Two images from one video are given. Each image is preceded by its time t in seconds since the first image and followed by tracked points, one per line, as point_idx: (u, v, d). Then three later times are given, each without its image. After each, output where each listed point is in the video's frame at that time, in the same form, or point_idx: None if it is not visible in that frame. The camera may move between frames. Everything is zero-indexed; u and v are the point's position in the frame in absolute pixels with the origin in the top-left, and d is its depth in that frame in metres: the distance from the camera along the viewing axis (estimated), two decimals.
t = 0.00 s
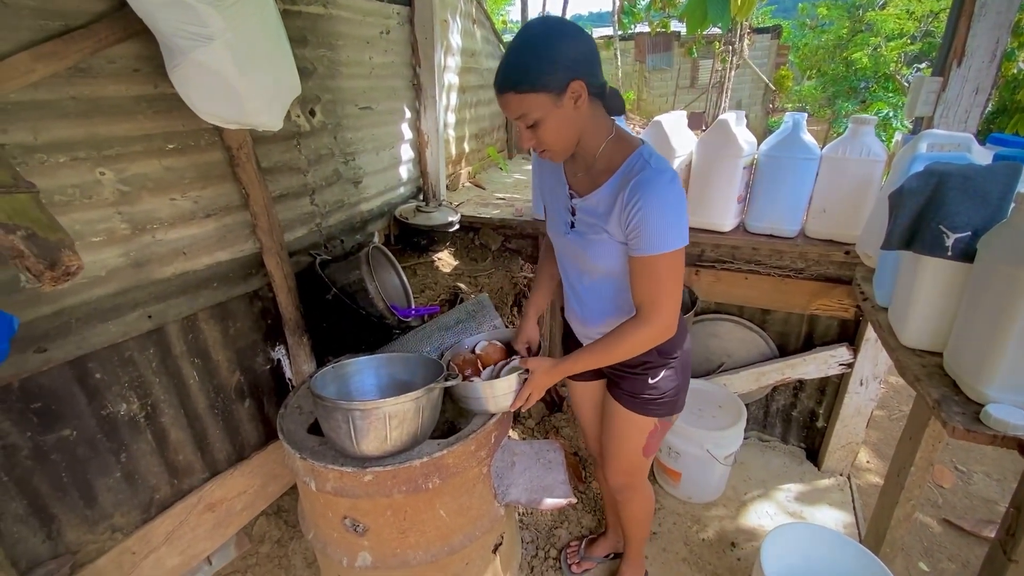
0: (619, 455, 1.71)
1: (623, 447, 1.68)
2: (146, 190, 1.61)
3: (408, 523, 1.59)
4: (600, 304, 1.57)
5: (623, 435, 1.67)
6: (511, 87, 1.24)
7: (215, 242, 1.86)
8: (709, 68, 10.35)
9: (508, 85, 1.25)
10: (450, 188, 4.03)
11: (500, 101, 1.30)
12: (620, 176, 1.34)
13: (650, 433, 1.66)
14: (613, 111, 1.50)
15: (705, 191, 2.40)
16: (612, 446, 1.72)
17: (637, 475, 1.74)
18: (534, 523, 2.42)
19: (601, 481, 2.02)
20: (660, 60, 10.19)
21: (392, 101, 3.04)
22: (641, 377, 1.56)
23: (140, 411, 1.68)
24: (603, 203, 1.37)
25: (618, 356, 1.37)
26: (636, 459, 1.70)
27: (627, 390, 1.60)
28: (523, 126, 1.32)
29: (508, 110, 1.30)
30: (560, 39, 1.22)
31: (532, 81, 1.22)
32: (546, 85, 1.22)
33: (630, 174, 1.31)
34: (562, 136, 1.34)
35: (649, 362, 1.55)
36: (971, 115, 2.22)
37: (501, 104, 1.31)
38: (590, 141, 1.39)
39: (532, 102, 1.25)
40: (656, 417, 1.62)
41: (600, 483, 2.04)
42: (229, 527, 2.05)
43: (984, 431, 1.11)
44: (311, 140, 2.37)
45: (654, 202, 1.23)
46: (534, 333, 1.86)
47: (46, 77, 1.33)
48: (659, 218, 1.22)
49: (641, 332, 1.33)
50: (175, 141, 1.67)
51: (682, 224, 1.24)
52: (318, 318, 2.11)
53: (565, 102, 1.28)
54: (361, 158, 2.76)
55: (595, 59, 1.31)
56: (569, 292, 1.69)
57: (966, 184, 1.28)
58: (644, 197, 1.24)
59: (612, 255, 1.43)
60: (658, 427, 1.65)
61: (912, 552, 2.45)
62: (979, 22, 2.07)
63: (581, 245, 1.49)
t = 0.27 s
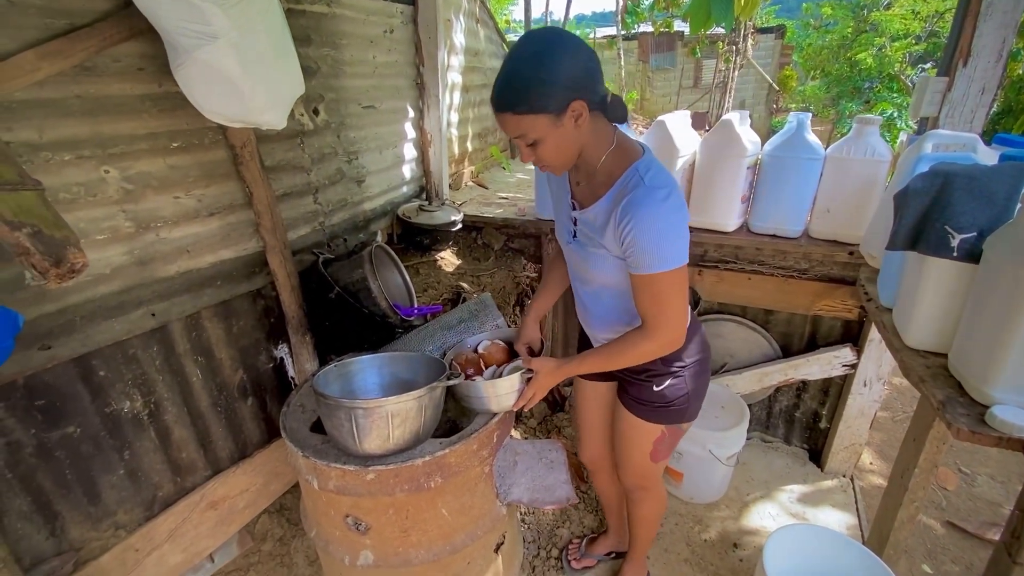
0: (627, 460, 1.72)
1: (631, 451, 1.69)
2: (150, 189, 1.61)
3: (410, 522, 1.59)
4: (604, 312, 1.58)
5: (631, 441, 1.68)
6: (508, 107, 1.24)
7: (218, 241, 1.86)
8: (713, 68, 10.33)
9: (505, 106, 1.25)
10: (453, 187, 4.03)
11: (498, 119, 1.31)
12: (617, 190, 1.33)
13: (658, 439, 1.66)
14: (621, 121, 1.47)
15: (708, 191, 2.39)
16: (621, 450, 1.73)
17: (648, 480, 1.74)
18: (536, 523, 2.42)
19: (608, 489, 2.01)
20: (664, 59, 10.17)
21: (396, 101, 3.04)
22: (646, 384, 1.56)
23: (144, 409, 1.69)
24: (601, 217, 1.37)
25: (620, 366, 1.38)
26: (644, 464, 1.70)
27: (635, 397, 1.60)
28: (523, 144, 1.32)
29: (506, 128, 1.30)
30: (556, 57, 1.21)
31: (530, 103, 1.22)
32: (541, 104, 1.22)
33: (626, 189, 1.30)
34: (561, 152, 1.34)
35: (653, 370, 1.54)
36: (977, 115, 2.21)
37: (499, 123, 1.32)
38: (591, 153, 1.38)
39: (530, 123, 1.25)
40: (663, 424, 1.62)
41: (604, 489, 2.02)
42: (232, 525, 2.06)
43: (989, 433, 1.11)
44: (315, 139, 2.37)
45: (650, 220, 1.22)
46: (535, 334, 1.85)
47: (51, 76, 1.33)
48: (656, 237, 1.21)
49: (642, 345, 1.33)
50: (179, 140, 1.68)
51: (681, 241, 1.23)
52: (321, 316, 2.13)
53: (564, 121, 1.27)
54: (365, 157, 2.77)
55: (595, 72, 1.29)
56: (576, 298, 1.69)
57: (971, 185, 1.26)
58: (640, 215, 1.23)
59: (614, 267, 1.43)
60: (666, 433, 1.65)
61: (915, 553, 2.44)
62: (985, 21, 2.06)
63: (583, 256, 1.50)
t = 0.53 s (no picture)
0: (634, 460, 1.71)
1: (637, 451, 1.69)
2: (152, 188, 1.62)
3: (411, 521, 1.59)
4: (604, 313, 1.57)
5: (637, 441, 1.67)
6: (502, 110, 1.24)
7: (220, 241, 1.86)
8: (715, 68, 10.31)
9: (499, 108, 1.24)
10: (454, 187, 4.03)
11: (493, 123, 1.30)
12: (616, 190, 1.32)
13: (663, 438, 1.65)
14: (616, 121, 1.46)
15: (710, 192, 2.39)
16: (626, 450, 1.72)
17: (653, 478, 1.74)
18: (537, 523, 2.42)
19: (605, 494, 1.98)
20: (666, 60, 10.16)
21: (398, 101, 3.04)
22: (652, 385, 1.56)
23: (145, 408, 1.69)
24: (600, 216, 1.36)
25: (622, 363, 1.38)
26: (650, 464, 1.70)
27: (642, 399, 1.59)
28: (517, 147, 1.32)
29: (501, 131, 1.29)
30: (549, 55, 1.21)
31: (524, 103, 1.21)
32: (536, 105, 1.22)
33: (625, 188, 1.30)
34: (557, 152, 1.33)
35: (659, 370, 1.54)
36: (980, 116, 2.20)
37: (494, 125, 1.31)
38: (586, 153, 1.39)
39: (524, 123, 1.25)
40: (669, 424, 1.62)
41: (598, 495, 1.98)
42: (233, 524, 2.06)
43: (992, 435, 1.10)
44: (317, 139, 2.37)
45: (650, 218, 1.22)
46: (534, 337, 1.82)
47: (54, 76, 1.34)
48: (656, 235, 1.21)
49: (644, 344, 1.34)
50: (182, 140, 1.68)
51: (681, 238, 1.23)
52: (322, 316, 2.11)
53: (559, 120, 1.27)
54: (366, 157, 2.77)
55: (588, 72, 1.30)
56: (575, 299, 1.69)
57: (974, 185, 1.26)
58: (639, 214, 1.23)
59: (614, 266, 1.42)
60: (671, 432, 1.65)
61: (917, 556, 2.44)
62: (989, 22, 2.05)
63: (582, 257, 1.49)
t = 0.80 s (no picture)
0: (623, 459, 1.70)
1: (626, 450, 1.67)
2: (152, 189, 1.62)
3: (411, 523, 1.59)
4: (593, 310, 1.53)
5: (626, 440, 1.66)
6: (547, 60, 1.20)
7: (220, 241, 1.86)
8: (716, 68, 10.30)
9: (540, 58, 1.21)
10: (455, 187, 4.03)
11: (524, 75, 1.23)
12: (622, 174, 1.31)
13: (651, 436, 1.64)
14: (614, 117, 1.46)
15: (711, 192, 2.38)
16: (615, 450, 1.70)
17: (641, 478, 1.73)
18: (537, 524, 2.41)
19: (598, 493, 1.97)
20: (667, 60, 10.16)
21: (398, 101, 3.04)
22: (643, 380, 1.55)
23: (146, 408, 1.69)
24: (605, 202, 1.33)
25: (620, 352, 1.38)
26: (637, 463, 1.69)
27: (629, 396, 1.58)
28: (547, 109, 1.26)
29: (532, 86, 1.23)
30: (589, 20, 1.24)
31: (569, 54, 1.20)
32: (581, 61, 1.21)
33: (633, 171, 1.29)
34: (583, 124, 1.31)
35: (650, 365, 1.54)
36: (983, 117, 2.19)
37: (525, 83, 1.24)
38: (594, 139, 1.36)
39: (566, 77, 1.22)
40: (657, 421, 1.61)
41: (596, 496, 1.98)
42: (233, 525, 2.06)
43: (995, 437, 1.09)
44: (317, 140, 2.37)
45: (668, 195, 1.21)
46: (533, 346, 1.78)
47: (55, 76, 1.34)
48: (671, 215, 1.21)
49: (645, 328, 1.33)
50: (182, 140, 1.68)
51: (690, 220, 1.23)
52: (323, 316, 2.11)
53: (594, 87, 1.28)
54: (367, 157, 2.77)
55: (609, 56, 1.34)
56: (562, 295, 1.64)
57: (977, 186, 1.26)
58: (652, 194, 1.22)
59: (610, 257, 1.39)
60: (659, 430, 1.64)
61: (919, 558, 2.43)
62: (992, 22, 2.04)
63: (579, 248, 1.43)
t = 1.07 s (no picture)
0: (616, 462, 1.69)
1: (621, 451, 1.67)
2: (154, 190, 1.62)
3: (412, 523, 1.59)
4: (586, 307, 1.52)
5: (621, 441, 1.65)
6: (576, 40, 1.24)
7: (222, 242, 1.86)
8: (716, 69, 10.30)
9: (565, 37, 1.24)
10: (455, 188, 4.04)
11: (550, 52, 1.26)
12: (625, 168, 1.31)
13: (645, 437, 1.64)
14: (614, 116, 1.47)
15: (712, 192, 2.39)
16: (609, 452, 1.70)
17: (637, 479, 1.72)
18: (538, 524, 2.41)
19: (596, 496, 1.96)
20: (667, 61, 10.16)
21: (399, 102, 3.04)
22: (638, 379, 1.55)
23: (147, 409, 1.69)
24: (608, 195, 1.33)
25: (620, 345, 1.39)
26: (632, 464, 1.68)
27: (622, 397, 1.58)
28: (567, 90, 1.28)
29: (557, 64, 1.25)
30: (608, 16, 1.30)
31: (593, 37, 1.24)
32: (606, 49, 1.27)
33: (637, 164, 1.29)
34: (597, 112, 1.34)
35: (646, 363, 1.55)
36: (983, 117, 2.19)
37: (548, 60, 1.26)
38: (597, 134, 1.38)
39: (589, 59, 1.25)
40: (652, 420, 1.61)
41: (594, 498, 1.97)
42: (234, 525, 2.06)
43: (996, 438, 1.09)
44: (318, 141, 2.37)
45: (674, 187, 1.23)
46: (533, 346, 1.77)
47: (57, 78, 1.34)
48: (678, 206, 1.23)
49: (645, 321, 1.33)
50: (183, 141, 1.68)
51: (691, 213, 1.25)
52: (325, 317, 2.11)
53: (610, 79, 1.33)
54: (368, 158, 2.77)
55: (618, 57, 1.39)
56: (554, 294, 1.61)
57: (977, 187, 1.26)
58: (659, 185, 1.23)
59: (609, 252, 1.38)
60: (653, 429, 1.64)
61: (920, 558, 2.43)
62: (992, 23, 2.04)
63: (579, 243, 1.41)
